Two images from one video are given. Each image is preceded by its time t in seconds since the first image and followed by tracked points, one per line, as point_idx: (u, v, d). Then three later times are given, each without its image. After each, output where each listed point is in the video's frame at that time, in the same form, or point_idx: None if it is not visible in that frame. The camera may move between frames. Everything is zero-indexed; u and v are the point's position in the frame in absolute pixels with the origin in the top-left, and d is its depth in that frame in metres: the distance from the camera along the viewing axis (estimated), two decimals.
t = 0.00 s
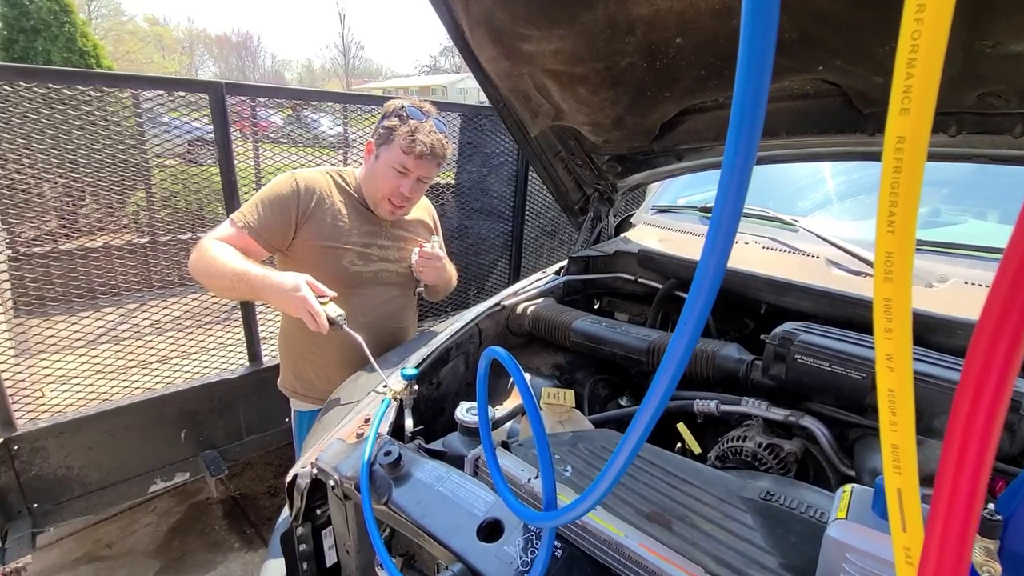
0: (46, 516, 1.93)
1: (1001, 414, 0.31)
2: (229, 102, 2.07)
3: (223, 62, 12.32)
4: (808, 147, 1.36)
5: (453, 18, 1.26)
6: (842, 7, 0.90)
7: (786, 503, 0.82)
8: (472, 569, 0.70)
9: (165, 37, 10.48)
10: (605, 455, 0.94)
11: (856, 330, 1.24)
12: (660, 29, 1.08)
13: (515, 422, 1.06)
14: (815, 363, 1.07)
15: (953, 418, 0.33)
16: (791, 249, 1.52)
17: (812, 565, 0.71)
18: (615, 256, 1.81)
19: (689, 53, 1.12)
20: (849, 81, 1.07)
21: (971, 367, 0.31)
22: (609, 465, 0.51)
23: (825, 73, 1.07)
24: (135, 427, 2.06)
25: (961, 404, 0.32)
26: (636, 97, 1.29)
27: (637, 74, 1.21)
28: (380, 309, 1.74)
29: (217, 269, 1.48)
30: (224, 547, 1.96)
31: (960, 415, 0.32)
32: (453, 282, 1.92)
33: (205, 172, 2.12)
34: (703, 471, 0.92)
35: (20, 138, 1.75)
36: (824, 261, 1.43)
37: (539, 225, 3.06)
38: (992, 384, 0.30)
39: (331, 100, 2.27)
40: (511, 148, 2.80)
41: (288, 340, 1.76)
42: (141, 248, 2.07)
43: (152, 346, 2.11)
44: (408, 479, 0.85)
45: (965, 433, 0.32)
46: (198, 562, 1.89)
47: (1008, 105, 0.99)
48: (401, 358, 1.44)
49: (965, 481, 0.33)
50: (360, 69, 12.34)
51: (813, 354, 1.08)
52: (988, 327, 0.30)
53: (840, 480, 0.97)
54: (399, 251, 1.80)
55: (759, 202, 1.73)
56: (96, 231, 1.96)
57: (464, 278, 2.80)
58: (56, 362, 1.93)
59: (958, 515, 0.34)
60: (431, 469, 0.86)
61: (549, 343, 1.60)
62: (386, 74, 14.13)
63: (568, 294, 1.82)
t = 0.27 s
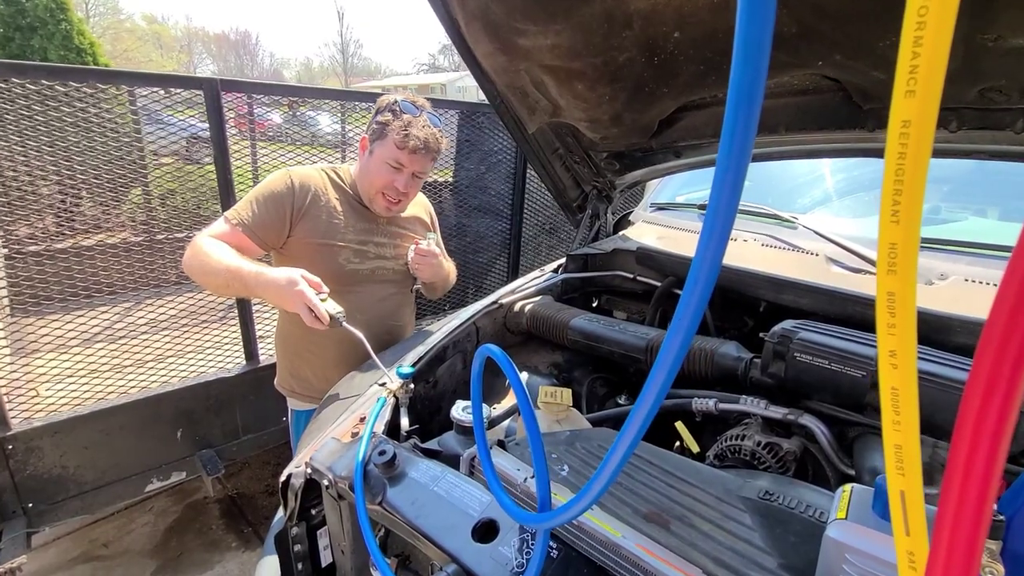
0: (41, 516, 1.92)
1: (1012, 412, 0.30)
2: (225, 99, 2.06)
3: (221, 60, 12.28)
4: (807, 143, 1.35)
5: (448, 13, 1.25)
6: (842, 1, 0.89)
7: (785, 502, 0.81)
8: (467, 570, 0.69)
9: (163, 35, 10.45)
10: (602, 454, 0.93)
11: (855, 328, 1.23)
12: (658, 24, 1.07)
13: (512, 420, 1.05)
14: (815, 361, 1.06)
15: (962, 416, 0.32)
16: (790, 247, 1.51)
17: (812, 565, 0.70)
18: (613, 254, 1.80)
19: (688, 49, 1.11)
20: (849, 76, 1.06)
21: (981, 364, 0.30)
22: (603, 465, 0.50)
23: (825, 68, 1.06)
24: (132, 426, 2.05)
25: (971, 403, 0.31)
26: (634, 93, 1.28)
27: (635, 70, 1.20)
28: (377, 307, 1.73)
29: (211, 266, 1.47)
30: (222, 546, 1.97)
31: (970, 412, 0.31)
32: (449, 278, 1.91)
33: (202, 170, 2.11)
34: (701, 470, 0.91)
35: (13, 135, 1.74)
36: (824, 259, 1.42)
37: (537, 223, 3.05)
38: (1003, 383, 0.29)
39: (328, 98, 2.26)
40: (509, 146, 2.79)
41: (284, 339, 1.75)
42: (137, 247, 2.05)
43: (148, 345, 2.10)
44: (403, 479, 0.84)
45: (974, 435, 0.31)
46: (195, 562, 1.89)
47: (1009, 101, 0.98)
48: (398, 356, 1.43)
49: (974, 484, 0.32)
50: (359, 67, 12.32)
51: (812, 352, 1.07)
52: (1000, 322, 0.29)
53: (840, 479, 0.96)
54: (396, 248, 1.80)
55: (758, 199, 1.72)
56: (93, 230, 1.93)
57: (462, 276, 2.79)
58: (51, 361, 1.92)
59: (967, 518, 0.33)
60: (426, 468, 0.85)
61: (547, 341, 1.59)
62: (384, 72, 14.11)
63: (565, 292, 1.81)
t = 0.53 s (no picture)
0: (39, 516, 1.91)
1: (1012, 414, 0.30)
2: (223, 98, 2.05)
3: (219, 58, 12.25)
4: (806, 142, 1.35)
5: (447, 11, 1.25)
6: None
7: (784, 502, 0.81)
8: (465, 571, 0.69)
9: (162, 34, 10.43)
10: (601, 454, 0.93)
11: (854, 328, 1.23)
12: (657, 23, 1.06)
13: (511, 420, 1.05)
14: (813, 360, 1.06)
15: (962, 418, 0.32)
16: (789, 246, 1.51)
17: (810, 566, 0.70)
18: (612, 253, 1.80)
19: (687, 47, 1.11)
20: (848, 74, 1.05)
21: (982, 365, 0.30)
22: (600, 466, 0.50)
23: (824, 66, 1.06)
24: (130, 426, 2.04)
25: (971, 403, 0.31)
26: (632, 92, 1.27)
27: (634, 69, 1.19)
28: (375, 306, 1.73)
29: (208, 265, 1.47)
30: (221, 545, 1.97)
31: (970, 414, 0.31)
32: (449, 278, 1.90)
33: (200, 169, 2.10)
34: (700, 470, 0.91)
35: (10, 134, 1.74)
36: (823, 258, 1.42)
37: (536, 222, 3.04)
38: (1003, 384, 0.29)
39: (327, 97, 2.26)
40: (508, 145, 2.79)
41: (283, 339, 1.74)
42: (136, 247, 2.05)
43: (147, 345, 2.10)
44: (401, 479, 0.84)
45: (974, 436, 0.31)
46: (194, 562, 1.89)
47: (1009, 99, 0.98)
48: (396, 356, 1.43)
49: (974, 486, 0.32)
50: (358, 66, 12.31)
51: (810, 351, 1.07)
52: (1001, 324, 0.29)
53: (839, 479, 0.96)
54: (394, 248, 1.79)
55: (758, 198, 1.72)
56: (92, 229, 1.92)
57: (461, 276, 2.79)
58: (49, 361, 1.91)
59: (967, 519, 0.33)
60: (424, 469, 0.85)
61: (546, 340, 1.59)
62: (383, 71, 14.09)
63: (564, 292, 1.81)
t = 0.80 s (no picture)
0: (41, 513, 1.91)
1: None
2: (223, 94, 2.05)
3: (218, 55, 12.21)
4: (807, 139, 1.35)
5: (447, 8, 1.25)
6: None
7: (785, 500, 0.81)
8: (467, 568, 0.69)
9: (160, 30, 10.40)
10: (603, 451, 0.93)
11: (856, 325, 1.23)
12: (659, 20, 1.06)
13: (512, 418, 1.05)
14: (815, 358, 1.06)
15: (974, 417, 0.32)
16: (790, 243, 1.51)
17: (812, 563, 0.70)
18: (613, 251, 1.80)
19: (688, 44, 1.10)
20: (851, 72, 1.05)
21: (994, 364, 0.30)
22: (605, 465, 0.50)
23: (826, 63, 1.06)
24: (131, 423, 2.05)
25: (982, 405, 0.31)
26: (633, 89, 1.27)
27: (635, 66, 1.19)
28: (376, 304, 1.73)
29: (204, 246, 1.45)
30: (221, 543, 1.98)
31: (982, 413, 0.31)
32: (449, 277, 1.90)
33: (200, 167, 2.10)
34: (702, 468, 0.91)
35: (9, 131, 1.73)
36: (824, 255, 1.42)
37: (536, 219, 3.04)
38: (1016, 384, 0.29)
39: (326, 94, 2.26)
40: (509, 142, 2.78)
41: (284, 337, 1.74)
42: (138, 244, 2.06)
43: (147, 342, 2.10)
44: (403, 477, 0.84)
45: (985, 436, 0.31)
46: (195, 559, 1.91)
47: (1011, 96, 0.98)
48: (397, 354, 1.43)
49: (985, 486, 0.32)
50: (357, 62, 12.30)
51: (812, 349, 1.07)
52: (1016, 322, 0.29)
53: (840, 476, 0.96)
54: (395, 245, 1.79)
55: (759, 195, 1.72)
56: (91, 227, 1.93)
57: (461, 273, 2.79)
58: (49, 358, 1.91)
59: (977, 520, 0.33)
60: (426, 466, 0.85)
61: (547, 338, 1.59)
62: (383, 67, 14.06)
63: (565, 289, 1.81)
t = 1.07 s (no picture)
0: (40, 509, 1.91)
1: None
2: (221, 88, 2.03)
3: (217, 49, 12.15)
4: (811, 133, 1.34)
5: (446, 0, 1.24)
6: None
7: (788, 496, 0.80)
8: (467, 565, 0.68)
9: (159, 24, 10.36)
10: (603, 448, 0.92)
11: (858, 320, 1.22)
12: (661, 11, 1.04)
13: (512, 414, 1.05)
14: (817, 353, 1.05)
15: (998, 416, 0.31)
16: (792, 238, 1.50)
17: (816, 561, 0.69)
18: (613, 246, 1.79)
19: (691, 36, 1.09)
20: (856, 64, 1.04)
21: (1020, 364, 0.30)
22: (608, 462, 0.49)
23: (830, 55, 1.05)
24: (131, 418, 2.04)
25: (1007, 401, 0.31)
26: (635, 82, 1.26)
27: (637, 58, 1.18)
28: (376, 299, 1.72)
29: (204, 227, 1.43)
30: (222, 537, 1.99)
31: (1007, 411, 0.31)
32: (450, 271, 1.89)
33: (198, 161, 2.09)
34: (704, 464, 0.90)
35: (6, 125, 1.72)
36: (827, 250, 1.41)
37: (536, 214, 3.03)
38: None
39: (325, 88, 2.25)
40: (509, 136, 2.76)
41: (284, 332, 1.73)
42: (137, 239, 2.05)
43: (147, 337, 2.09)
44: (402, 473, 0.83)
45: (1010, 436, 0.31)
46: (195, 554, 1.91)
47: (1018, 89, 0.97)
48: (397, 349, 1.42)
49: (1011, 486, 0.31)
50: (356, 57, 12.25)
51: (813, 344, 1.06)
52: None
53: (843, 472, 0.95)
54: (396, 240, 1.78)
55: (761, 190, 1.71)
56: (89, 223, 1.93)
57: (462, 268, 2.77)
58: (48, 353, 1.90)
59: (1001, 519, 0.32)
60: (426, 462, 0.84)
61: (547, 333, 1.58)
62: (383, 62, 14.01)
63: (565, 284, 1.81)
